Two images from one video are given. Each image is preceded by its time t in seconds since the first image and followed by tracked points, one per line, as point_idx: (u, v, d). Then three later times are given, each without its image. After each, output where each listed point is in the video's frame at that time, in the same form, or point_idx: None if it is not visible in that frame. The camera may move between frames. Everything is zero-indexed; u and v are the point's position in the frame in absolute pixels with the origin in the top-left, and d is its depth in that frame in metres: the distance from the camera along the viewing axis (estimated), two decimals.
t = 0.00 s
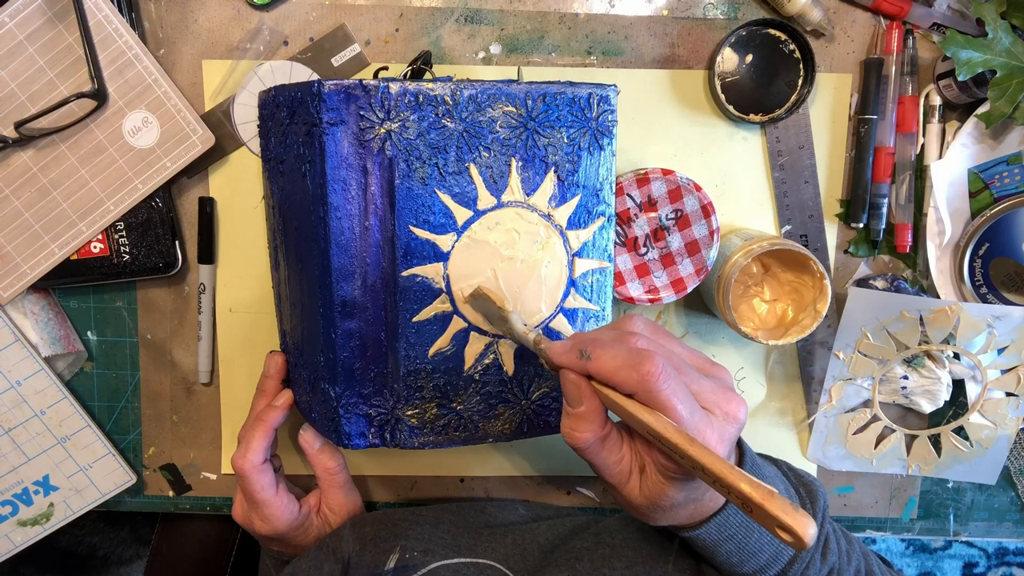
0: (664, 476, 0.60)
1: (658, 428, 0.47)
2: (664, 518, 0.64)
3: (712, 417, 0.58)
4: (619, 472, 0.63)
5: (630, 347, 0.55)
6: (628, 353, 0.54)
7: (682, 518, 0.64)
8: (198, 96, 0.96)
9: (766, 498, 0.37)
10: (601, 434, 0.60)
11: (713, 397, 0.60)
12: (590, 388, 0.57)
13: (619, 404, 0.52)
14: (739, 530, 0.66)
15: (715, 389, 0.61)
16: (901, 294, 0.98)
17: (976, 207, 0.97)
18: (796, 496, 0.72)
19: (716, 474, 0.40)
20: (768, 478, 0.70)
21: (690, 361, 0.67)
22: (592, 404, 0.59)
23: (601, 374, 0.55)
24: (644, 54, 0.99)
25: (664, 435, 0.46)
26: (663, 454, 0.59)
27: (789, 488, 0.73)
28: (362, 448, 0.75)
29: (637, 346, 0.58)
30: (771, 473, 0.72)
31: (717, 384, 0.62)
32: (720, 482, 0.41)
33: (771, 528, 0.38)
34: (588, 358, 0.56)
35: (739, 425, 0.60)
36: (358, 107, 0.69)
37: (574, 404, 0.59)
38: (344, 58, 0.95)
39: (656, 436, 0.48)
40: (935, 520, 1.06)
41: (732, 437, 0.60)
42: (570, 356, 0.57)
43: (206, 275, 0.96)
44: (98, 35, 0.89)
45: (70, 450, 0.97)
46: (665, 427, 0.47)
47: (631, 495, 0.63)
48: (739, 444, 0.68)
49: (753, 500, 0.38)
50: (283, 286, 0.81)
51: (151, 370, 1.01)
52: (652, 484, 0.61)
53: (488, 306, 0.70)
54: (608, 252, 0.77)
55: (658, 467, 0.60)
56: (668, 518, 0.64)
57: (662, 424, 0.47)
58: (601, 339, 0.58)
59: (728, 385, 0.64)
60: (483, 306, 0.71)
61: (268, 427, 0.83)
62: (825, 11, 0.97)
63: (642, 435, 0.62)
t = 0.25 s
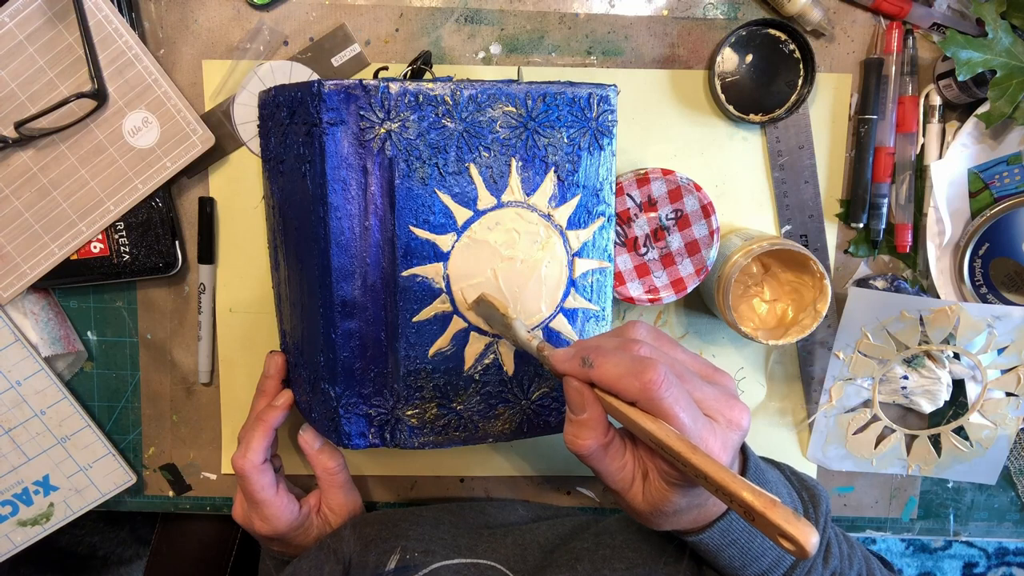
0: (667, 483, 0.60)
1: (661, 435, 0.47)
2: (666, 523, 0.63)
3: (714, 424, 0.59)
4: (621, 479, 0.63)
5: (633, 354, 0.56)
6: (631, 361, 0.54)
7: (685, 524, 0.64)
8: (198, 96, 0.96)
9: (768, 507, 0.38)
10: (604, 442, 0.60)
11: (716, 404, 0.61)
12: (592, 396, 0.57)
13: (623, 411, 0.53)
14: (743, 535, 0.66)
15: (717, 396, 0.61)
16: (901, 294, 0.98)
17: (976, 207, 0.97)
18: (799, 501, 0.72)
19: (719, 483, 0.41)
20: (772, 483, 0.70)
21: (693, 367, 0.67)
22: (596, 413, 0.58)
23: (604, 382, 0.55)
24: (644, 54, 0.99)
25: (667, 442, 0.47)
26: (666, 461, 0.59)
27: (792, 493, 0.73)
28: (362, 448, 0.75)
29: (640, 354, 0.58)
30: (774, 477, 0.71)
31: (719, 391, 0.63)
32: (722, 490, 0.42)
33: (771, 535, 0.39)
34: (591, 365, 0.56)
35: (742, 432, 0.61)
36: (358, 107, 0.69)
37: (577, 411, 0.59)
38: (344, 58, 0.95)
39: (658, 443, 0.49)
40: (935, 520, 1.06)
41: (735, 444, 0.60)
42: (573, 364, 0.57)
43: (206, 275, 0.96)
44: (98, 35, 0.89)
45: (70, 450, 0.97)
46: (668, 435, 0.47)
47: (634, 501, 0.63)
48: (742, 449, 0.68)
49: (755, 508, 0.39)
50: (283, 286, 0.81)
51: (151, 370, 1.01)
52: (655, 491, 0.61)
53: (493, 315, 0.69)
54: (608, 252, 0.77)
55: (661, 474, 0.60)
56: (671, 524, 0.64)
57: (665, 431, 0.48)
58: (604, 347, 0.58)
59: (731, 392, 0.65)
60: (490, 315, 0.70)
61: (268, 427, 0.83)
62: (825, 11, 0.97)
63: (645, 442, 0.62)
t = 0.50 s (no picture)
0: (669, 487, 0.60)
1: (663, 440, 0.47)
2: (669, 526, 0.64)
3: (717, 429, 0.59)
4: (624, 483, 0.63)
5: (635, 358, 0.55)
6: (632, 365, 0.54)
7: (687, 527, 0.64)
8: (198, 96, 0.96)
9: (770, 512, 0.38)
10: (606, 446, 0.60)
11: (718, 409, 0.61)
12: (595, 400, 0.57)
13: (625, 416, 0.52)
14: (744, 538, 0.66)
15: (720, 400, 0.61)
16: (901, 294, 0.98)
17: (976, 207, 0.97)
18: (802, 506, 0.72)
19: (721, 488, 0.41)
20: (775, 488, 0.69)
21: (695, 371, 0.67)
22: (599, 417, 0.58)
23: (606, 386, 0.55)
24: (644, 54, 0.99)
25: (669, 447, 0.46)
26: (668, 466, 0.59)
27: (795, 496, 0.72)
28: (362, 448, 0.75)
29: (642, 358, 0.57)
30: (777, 481, 0.71)
31: (722, 395, 0.63)
32: (724, 495, 0.41)
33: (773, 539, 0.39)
34: (592, 370, 0.55)
35: (745, 437, 0.61)
36: (358, 107, 0.69)
37: (579, 415, 0.59)
38: (344, 58, 0.95)
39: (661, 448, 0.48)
40: (935, 520, 1.06)
41: (737, 449, 0.60)
42: (575, 368, 0.57)
43: (206, 275, 0.96)
44: (98, 35, 0.89)
45: (70, 450, 0.97)
46: (670, 439, 0.47)
47: (636, 504, 0.63)
48: (745, 454, 0.67)
49: (757, 514, 0.38)
50: (283, 286, 0.81)
51: (152, 370, 1.01)
52: (657, 495, 0.61)
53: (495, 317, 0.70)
54: (608, 252, 0.77)
55: (663, 478, 0.60)
56: (673, 527, 0.64)
57: (667, 436, 0.47)
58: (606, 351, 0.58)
59: (734, 396, 0.64)
60: (491, 319, 0.70)
61: (268, 427, 0.83)
62: (825, 11, 0.97)
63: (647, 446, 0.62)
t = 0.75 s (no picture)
0: (675, 493, 0.59)
1: (669, 446, 0.48)
2: (674, 532, 0.63)
3: (723, 435, 0.59)
4: (630, 488, 0.63)
5: (640, 364, 0.56)
6: (637, 372, 0.54)
7: (693, 532, 0.64)
8: (198, 96, 0.96)
9: (775, 519, 0.38)
10: (611, 451, 0.60)
11: (724, 415, 0.60)
12: (601, 406, 0.57)
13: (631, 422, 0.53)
14: (750, 543, 0.65)
15: (726, 407, 0.61)
16: (901, 294, 0.98)
17: (976, 207, 0.97)
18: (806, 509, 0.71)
19: (727, 495, 0.41)
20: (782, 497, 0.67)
21: (701, 378, 0.67)
22: (605, 422, 0.58)
23: (611, 392, 0.56)
24: (644, 54, 0.99)
25: (675, 453, 0.47)
26: (674, 472, 0.58)
27: (799, 502, 0.71)
28: (362, 448, 0.75)
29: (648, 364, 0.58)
30: (782, 487, 0.70)
31: (728, 401, 0.62)
32: (730, 502, 0.42)
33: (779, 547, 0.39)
34: (598, 376, 0.56)
35: (751, 443, 0.60)
36: (358, 107, 0.69)
37: (584, 421, 0.59)
38: (344, 58, 0.95)
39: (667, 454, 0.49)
40: (935, 520, 1.06)
41: (743, 455, 0.59)
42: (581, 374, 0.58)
43: (206, 275, 0.96)
44: (98, 35, 0.89)
45: (70, 450, 0.97)
46: (676, 446, 0.47)
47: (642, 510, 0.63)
48: (751, 460, 0.67)
49: (762, 521, 0.38)
50: (283, 286, 0.81)
51: (152, 371, 1.01)
52: (663, 501, 0.61)
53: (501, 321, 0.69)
54: (608, 252, 0.77)
55: (669, 484, 0.60)
56: (679, 533, 0.64)
57: (673, 442, 0.48)
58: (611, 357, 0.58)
59: (739, 403, 0.64)
60: (496, 323, 0.70)
61: (268, 427, 0.83)
62: (825, 11, 0.97)
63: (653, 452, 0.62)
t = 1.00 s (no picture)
0: (682, 496, 0.60)
1: (677, 450, 0.47)
2: (681, 535, 0.63)
3: (731, 439, 0.59)
4: (637, 491, 0.63)
5: (648, 368, 0.56)
6: (646, 375, 0.55)
7: (699, 535, 0.64)
8: (198, 95, 0.96)
9: (785, 523, 0.38)
10: (619, 455, 0.60)
11: (733, 419, 0.61)
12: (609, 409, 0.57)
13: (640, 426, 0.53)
14: (755, 546, 0.64)
15: (734, 411, 0.61)
16: (901, 294, 0.98)
17: (976, 207, 0.97)
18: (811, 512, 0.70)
19: (736, 499, 0.41)
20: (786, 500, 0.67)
21: (709, 382, 0.67)
22: (615, 426, 0.58)
23: (620, 396, 0.56)
24: (644, 54, 0.99)
25: (683, 457, 0.47)
26: (682, 475, 0.58)
27: (803, 505, 0.71)
28: (362, 448, 0.75)
29: (656, 368, 0.58)
30: (787, 490, 0.69)
31: (736, 405, 0.63)
32: (739, 506, 0.41)
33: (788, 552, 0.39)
34: (607, 379, 0.57)
35: (759, 447, 0.61)
36: (358, 107, 0.69)
37: (592, 424, 0.59)
38: (344, 58, 0.95)
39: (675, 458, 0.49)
40: (935, 520, 1.06)
41: (751, 459, 0.60)
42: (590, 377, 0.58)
43: (206, 275, 0.96)
44: (98, 35, 0.89)
45: (70, 450, 0.97)
46: (684, 450, 0.47)
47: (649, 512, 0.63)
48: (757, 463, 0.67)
49: (772, 525, 0.38)
50: (283, 286, 0.81)
51: (152, 371, 1.01)
52: (669, 503, 0.61)
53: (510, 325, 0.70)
54: (608, 252, 0.77)
55: (676, 487, 0.60)
56: (685, 535, 0.64)
57: (681, 446, 0.48)
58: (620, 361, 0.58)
59: (747, 407, 0.64)
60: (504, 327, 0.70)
61: (268, 427, 0.83)
62: (824, 11, 0.97)
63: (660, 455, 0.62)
